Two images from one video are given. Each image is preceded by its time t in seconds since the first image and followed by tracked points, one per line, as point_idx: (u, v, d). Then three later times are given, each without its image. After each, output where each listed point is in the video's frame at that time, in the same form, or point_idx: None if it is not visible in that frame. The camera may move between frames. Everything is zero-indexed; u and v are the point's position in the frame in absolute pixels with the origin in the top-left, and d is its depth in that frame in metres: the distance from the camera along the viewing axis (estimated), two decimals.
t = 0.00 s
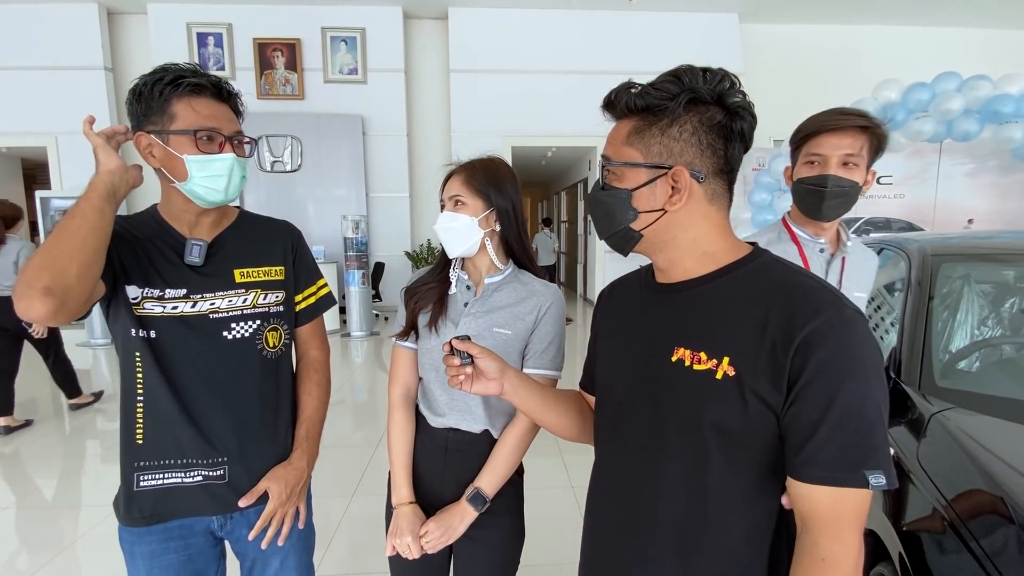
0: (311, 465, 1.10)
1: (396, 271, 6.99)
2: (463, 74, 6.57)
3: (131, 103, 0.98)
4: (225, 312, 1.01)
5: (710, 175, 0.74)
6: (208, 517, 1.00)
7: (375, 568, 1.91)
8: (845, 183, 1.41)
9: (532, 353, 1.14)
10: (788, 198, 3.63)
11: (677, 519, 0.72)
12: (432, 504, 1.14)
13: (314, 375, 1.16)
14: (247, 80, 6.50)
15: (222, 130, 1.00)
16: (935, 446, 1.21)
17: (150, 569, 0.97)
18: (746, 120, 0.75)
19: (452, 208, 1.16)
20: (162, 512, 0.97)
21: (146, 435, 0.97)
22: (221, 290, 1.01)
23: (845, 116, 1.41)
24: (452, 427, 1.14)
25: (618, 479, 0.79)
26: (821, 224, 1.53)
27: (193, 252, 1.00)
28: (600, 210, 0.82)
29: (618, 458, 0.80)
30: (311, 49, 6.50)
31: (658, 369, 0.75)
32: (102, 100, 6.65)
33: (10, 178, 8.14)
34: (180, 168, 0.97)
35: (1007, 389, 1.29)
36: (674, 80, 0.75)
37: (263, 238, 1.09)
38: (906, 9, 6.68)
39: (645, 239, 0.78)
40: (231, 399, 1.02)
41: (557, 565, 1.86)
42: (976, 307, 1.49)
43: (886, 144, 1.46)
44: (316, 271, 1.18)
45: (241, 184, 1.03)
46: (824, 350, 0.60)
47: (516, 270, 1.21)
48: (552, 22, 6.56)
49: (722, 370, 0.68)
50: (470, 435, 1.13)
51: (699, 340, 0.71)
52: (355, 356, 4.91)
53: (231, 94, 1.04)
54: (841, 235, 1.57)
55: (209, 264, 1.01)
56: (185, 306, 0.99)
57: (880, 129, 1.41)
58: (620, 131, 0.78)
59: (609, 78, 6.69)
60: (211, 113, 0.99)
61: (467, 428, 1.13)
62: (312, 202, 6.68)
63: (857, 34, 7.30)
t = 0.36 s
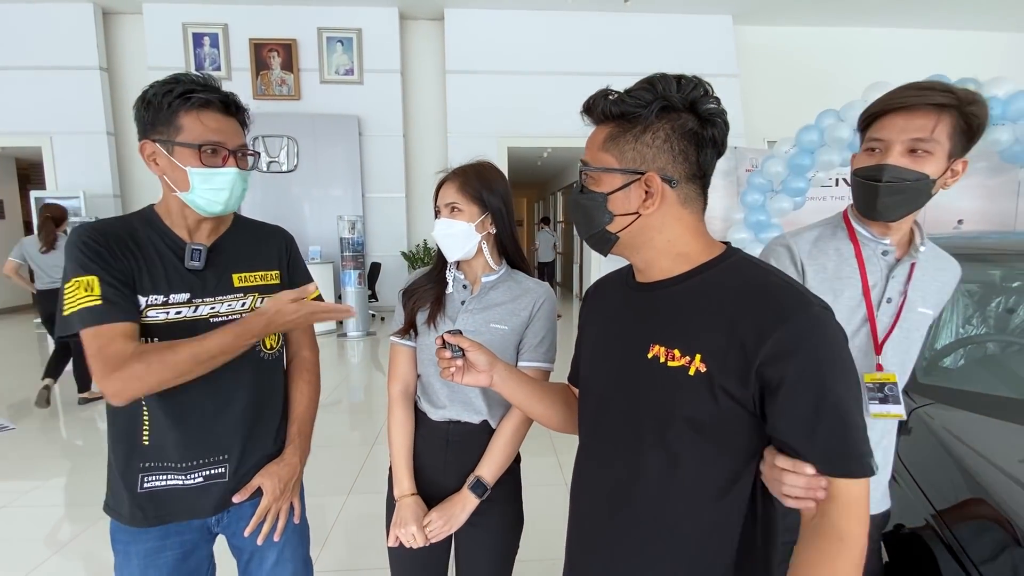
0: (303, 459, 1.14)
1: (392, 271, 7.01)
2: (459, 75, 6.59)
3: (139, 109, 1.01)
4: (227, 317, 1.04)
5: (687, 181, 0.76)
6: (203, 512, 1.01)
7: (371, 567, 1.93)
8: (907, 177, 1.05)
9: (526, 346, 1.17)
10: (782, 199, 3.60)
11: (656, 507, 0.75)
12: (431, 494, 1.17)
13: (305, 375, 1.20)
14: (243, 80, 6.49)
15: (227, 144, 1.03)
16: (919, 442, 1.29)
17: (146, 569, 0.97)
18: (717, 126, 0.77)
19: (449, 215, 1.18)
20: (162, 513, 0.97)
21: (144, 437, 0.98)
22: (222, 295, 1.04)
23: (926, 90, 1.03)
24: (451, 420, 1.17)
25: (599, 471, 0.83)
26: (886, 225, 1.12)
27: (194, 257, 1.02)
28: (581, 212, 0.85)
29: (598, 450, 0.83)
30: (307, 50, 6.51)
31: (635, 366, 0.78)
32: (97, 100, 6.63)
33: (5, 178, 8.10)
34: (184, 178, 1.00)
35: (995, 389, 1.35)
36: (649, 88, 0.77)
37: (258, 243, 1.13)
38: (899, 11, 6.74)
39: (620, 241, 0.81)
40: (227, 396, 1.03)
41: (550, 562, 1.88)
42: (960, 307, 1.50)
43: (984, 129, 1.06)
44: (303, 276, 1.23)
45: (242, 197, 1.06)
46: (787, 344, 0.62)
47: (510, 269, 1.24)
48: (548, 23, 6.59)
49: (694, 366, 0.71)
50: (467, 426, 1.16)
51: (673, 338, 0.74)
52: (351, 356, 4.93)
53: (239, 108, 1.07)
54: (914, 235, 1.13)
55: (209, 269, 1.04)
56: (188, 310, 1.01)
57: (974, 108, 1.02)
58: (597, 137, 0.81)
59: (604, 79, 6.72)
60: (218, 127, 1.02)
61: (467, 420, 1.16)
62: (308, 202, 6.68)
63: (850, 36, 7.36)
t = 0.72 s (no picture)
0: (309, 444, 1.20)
1: (390, 271, 7.05)
2: (456, 77, 6.64)
3: (158, 116, 1.06)
4: (242, 317, 1.09)
5: (670, 191, 0.81)
6: (225, 496, 1.08)
7: (373, 559, 2.01)
8: (883, 185, 1.03)
9: (522, 339, 1.22)
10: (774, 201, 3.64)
11: (673, 487, 0.79)
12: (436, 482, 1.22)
13: (310, 365, 1.26)
14: (241, 80, 6.52)
15: (246, 141, 1.09)
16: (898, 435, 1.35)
17: (164, 551, 1.03)
18: (703, 143, 0.83)
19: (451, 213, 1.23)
20: (182, 501, 1.04)
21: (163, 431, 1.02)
22: (239, 297, 1.09)
23: (917, 97, 1.01)
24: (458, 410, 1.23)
25: (609, 461, 0.86)
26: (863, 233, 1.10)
27: (215, 261, 1.07)
28: (573, 217, 0.89)
29: (607, 440, 0.86)
30: (306, 51, 6.54)
31: (642, 357, 0.82)
32: (95, 101, 6.64)
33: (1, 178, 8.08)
34: (206, 175, 1.05)
35: (969, 381, 1.43)
36: (642, 103, 0.81)
37: (270, 246, 1.18)
38: (892, 14, 6.82)
39: (612, 244, 0.85)
40: (243, 389, 1.10)
41: (547, 553, 1.95)
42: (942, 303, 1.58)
43: (975, 144, 1.03)
44: (308, 277, 1.28)
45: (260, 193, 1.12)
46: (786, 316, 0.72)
47: (504, 267, 1.29)
48: (544, 25, 6.64)
49: (701, 352, 0.76)
50: (470, 415, 1.22)
51: (677, 327, 0.79)
52: (349, 355, 4.97)
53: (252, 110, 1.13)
54: (893, 243, 1.11)
55: (227, 271, 1.09)
56: (206, 312, 1.05)
57: (963, 120, 0.99)
58: (591, 146, 0.85)
59: (600, 81, 6.78)
60: (235, 126, 1.08)
61: (473, 409, 1.22)
62: (306, 203, 6.71)
63: (843, 39, 7.44)
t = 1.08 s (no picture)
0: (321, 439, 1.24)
1: (388, 272, 7.09)
2: (454, 79, 6.68)
3: (171, 124, 1.11)
4: (252, 314, 1.14)
5: (646, 206, 0.86)
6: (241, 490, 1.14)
7: (375, 554, 2.07)
8: (844, 196, 1.09)
9: (513, 339, 1.26)
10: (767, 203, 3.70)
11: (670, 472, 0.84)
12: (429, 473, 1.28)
13: (323, 364, 1.29)
14: (239, 82, 6.55)
15: (254, 147, 1.13)
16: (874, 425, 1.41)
17: (183, 538, 1.09)
18: (673, 161, 0.88)
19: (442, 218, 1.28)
20: (199, 490, 1.09)
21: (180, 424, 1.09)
22: (249, 295, 1.13)
23: (875, 112, 1.05)
24: (454, 403, 1.29)
25: (610, 451, 0.91)
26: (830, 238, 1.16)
27: (225, 261, 1.12)
28: (558, 232, 0.94)
29: (606, 431, 0.91)
30: (304, 53, 6.57)
31: (633, 356, 0.86)
32: (93, 102, 6.66)
33: None
34: (217, 180, 1.09)
35: (949, 377, 1.49)
36: (613, 129, 0.86)
37: (280, 246, 1.22)
38: (884, 18, 6.91)
39: (593, 256, 0.91)
40: (255, 384, 1.15)
41: (543, 547, 2.02)
42: (927, 303, 1.65)
43: (929, 153, 1.08)
44: (318, 277, 1.31)
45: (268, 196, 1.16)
46: (761, 305, 0.78)
47: (501, 268, 1.33)
48: (541, 27, 6.70)
49: (687, 347, 0.82)
50: (467, 408, 1.28)
51: (664, 326, 0.83)
52: (348, 355, 5.01)
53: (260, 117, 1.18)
54: (854, 246, 1.17)
55: (237, 271, 1.13)
56: (218, 310, 1.10)
57: (917, 131, 1.05)
58: (570, 167, 0.90)
59: (596, 83, 6.84)
60: (245, 132, 1.12)
61: (468, 402, 1.28)
62: (304, 203, 6.74)
63: (836, 42, 7.52)
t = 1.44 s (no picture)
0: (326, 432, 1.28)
1: (385, 273, 7.11)
2: (451, 81, 6.71)
3: (182, 133, 1.14)
4: (259, 314, 1.17)
5: (646, 214, 0.90)
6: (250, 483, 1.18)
7: (373, 552, 2.10)
8: (833, 203, 1.12)
9: (498, 332, 1.29)
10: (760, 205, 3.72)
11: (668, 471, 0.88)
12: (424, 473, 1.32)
13: (325, 360, 1.33)
14: (236, 84, 6.57)
15: (261, 157, 1.15)
16: (859, 422, 1.46)
17: (192, 531, 1.12)
18: (674, 172, 0.92)
19: (437, 225, 1.29)
20: (211, 482, 1.13)
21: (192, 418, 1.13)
22: (255, 295, 1.16)
23: (865, 123, 1.09)
24: (441, 403, 1.32)
25: (609, 446, 0.95)
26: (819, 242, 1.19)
27: (232, 261, 1.14)
28: (561, 237, 0.96)
29: (607, 429, 0.95)
30: (301, 55, 6.60)
31: (638, 358, 0.89)
32: (89, 103, 6.66)
33: None
34: (225, 188, 1.12)
35: (936, 376, 1.53)
36: (619, 138, 0.90)
37: (286, 247, 1.25)
38: (875, 22, 6.99)
39: (596, 260, 0.93)
40: (263, 381, 1.18)
41: (538, 543, 2.07)
42: (915, 303, 1.69)
43: (916, 164, 1.12)
44: (322, 277, 1.34)
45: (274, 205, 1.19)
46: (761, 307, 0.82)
47: (475, 267, 1.37)
48: (537, 30, 6.74)
49: (691, 348, 0.85)
50: (453, 408, 1.31)
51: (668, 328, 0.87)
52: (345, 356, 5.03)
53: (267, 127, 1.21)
54: (843, 251, 1.21)
55: (243, 271, 1.16)
56: (226, 309, 1.13)
57: (904, 143, 1.09)
58: (576, 174, 0.93)
59: (592, 86, 6.88)
60: (253, 143, 1.15)
61: (454, 401, 1.31)
62: (300, 204, 6.75)
63: (829, 46, 7.59)
